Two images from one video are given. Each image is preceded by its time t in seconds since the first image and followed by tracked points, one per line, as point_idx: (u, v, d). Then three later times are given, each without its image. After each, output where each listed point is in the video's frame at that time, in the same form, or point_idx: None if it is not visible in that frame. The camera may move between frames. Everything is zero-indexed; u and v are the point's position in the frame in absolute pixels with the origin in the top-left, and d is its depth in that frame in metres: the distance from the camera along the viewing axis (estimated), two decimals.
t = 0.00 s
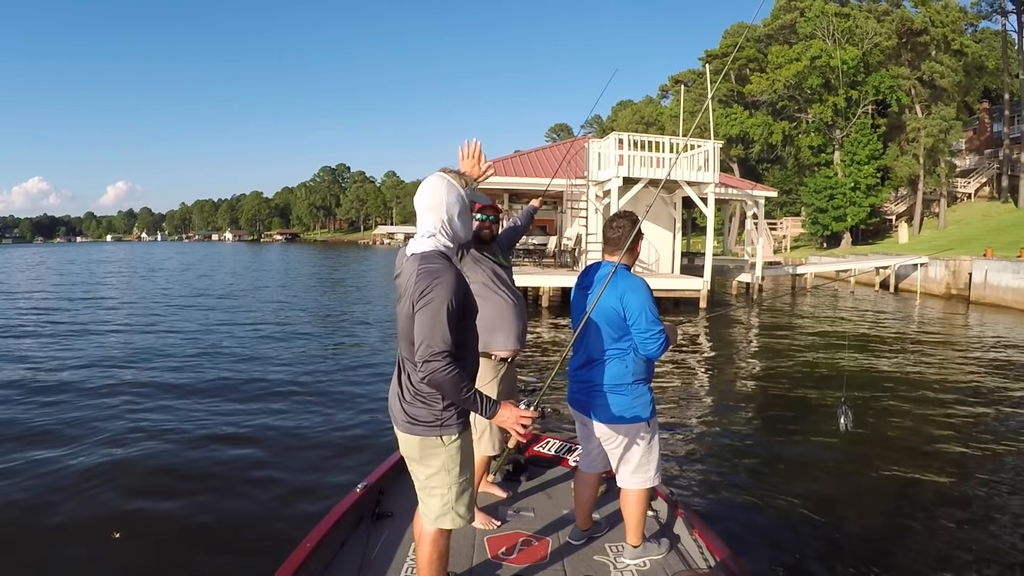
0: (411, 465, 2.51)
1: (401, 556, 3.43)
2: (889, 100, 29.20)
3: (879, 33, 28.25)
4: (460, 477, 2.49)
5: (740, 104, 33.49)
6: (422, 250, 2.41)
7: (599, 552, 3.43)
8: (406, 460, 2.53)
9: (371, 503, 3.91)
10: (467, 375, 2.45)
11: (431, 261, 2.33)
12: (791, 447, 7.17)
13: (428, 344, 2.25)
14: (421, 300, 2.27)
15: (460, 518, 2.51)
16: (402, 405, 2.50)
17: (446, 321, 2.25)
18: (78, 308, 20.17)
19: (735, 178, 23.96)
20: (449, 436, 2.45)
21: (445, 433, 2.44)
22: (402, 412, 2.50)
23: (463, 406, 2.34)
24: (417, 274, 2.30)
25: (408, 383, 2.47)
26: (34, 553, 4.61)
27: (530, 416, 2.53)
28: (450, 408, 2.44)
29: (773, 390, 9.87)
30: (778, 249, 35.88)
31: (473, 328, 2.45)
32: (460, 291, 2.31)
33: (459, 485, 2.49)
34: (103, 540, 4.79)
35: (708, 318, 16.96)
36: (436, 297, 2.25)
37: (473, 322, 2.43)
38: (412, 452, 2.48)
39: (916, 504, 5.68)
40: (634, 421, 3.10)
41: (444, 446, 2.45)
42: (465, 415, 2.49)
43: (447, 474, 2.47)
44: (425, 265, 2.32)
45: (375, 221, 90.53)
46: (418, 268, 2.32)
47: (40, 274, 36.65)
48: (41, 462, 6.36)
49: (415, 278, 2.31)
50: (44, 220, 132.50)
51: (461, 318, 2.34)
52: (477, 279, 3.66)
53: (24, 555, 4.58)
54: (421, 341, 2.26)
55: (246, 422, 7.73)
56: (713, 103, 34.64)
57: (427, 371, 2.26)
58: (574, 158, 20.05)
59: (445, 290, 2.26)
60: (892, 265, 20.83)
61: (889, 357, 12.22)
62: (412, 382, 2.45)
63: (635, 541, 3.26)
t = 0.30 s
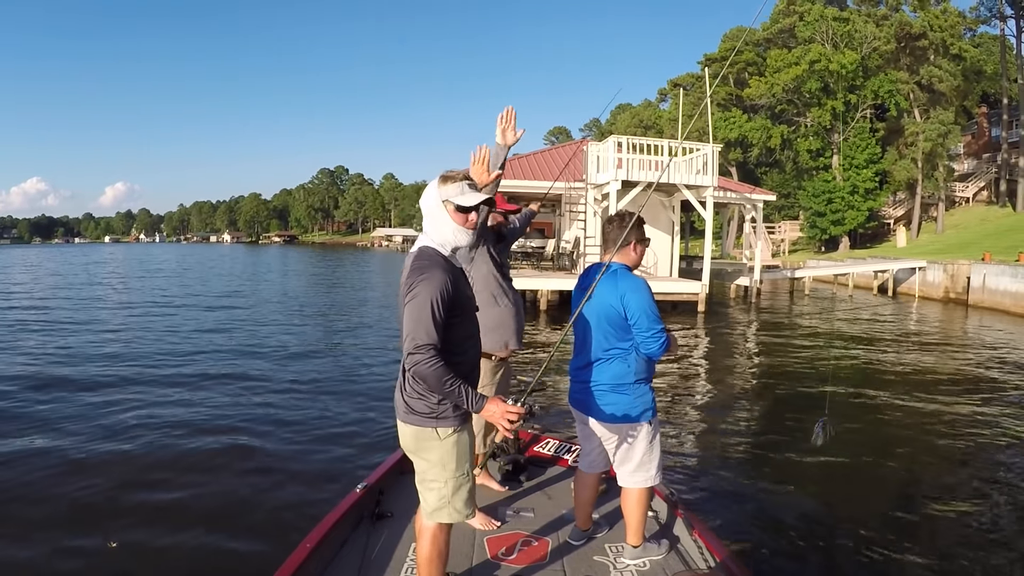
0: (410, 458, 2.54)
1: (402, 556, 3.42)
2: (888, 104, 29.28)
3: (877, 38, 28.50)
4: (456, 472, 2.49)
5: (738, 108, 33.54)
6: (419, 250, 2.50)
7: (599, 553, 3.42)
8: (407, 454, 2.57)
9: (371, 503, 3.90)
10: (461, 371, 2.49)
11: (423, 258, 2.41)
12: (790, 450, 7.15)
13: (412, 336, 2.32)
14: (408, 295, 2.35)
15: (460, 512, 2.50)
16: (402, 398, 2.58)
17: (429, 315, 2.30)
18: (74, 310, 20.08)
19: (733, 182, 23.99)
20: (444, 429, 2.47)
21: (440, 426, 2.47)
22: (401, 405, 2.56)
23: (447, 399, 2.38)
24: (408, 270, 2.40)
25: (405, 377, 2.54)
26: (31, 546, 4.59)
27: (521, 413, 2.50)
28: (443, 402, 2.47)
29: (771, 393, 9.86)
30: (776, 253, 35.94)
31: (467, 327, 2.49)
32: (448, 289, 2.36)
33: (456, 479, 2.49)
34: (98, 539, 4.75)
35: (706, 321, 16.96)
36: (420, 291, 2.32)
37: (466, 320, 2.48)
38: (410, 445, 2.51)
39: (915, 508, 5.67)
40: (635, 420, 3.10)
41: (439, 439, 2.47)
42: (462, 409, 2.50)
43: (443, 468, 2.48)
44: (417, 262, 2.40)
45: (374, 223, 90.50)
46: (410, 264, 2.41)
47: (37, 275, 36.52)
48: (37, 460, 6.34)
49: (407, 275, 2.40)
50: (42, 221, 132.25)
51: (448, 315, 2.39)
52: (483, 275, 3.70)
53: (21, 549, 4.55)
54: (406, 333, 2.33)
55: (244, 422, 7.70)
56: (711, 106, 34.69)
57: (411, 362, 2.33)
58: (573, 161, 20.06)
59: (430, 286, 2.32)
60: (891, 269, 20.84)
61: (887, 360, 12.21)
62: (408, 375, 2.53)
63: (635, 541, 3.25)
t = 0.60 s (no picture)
0: (401, 451, 2.58)
1: (402, 557, 3.38)
2: (884, 105, 29.33)
3: (872, 39, 28.62)
4: (440, 465, 2.49)
5: (735, 110, 33.59)
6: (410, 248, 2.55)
7: (600, 552, 3.38)
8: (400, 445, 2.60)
9: (371, 503, 3.86)
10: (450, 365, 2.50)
11: (410, 254, 2.45)
12: (790, 450, 7.13)
13: (394, 328, 2.36)
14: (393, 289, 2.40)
15: (447, 507, 2.49)
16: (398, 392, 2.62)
17: (410, 307, 2.34)
18: (71, 317, 19.99)
19: (729, 183, 24.00)
20: (427, 422, 2.47)
21: (423, 419, 2.47)
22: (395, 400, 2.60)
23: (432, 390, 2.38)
24: (395, 267, 2.46)
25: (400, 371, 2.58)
26: (27, 554, 4.54)
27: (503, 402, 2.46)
28: (430, 395, 2.47)
29: (770, 394, 9.84)
30: (774, 255, 35.98)
31: (455, 323, 2.52)
32: (431, 284, 2.40)
33: (441, 472, 2.49)
34: (95, 545, 4.70)
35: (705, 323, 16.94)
36: (400, 285, 2.36)
37: (453, 316, 2.50)
38: (398, 438, 2.55)
39: (917, 507, 5.65)
40: (634, 419, 3.07)
41: (422, 432, 2.48)
42: (448, 400, 2.49)
43: (427, 461, 2.49)
44: (404, 258, 2.45)
45: (371, 228, 90.45)
46: (398, 262, 2.46)
47: (34, 283, 36.39)
48: (33, 467, 6.28)
49: (395, 271, 2.46)
50: (40, 229, 132.02)
51: (431, 310, 2.43)
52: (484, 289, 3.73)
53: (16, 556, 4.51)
54: (390, 325, 2.38)
55: (241, 427, 7.67)
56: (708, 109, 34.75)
57: (395, 354, 2.36)
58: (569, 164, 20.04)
59: (410, 280, 2.36)
60: (889, 269, 20.84)
61: (886, 360, 12.19)
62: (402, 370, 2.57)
63: (635, 540, 3.21)
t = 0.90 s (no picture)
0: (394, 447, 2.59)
1: (401, 557, 3.38)
2: (882, 104, 29.34)
3: (870, 38, 28.62)
4: (427, 463, 2.49)
5: (733, 108, 33.59)
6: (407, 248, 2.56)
7: (599, 553, 3.38)
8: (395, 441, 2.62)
9: (371, 503, 3.87)
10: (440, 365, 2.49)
11: (405, 252, 2.46)
12: (789, 449, 7.14)
13: (385, 324, 2.37)
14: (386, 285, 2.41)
15: (434, 507, 2.48)
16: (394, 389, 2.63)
17: (400, 304, 2.34)
18: (69, 316, 19.94)
19: (727, 182, 24.00)
20: (414, 419, 2.47)
21: (410, 417, 2.47)
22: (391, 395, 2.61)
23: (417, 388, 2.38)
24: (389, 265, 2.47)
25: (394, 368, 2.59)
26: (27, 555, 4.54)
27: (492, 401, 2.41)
28: (419, 392, 2.46)
29: (769, 393, 9.86)
30: (772, 254, 36.02)
31: (446, 323, 2.51)
32: (422, 283, 2.40)
33: (428, 471, 2.49)
34: (91, 548, 4.69)
35: (703, 322, 16.96)
36: (392, 282, 2.37)
37: (444, 315, 2.50)
38: (391, 434, 2.57)
39: (916, 506, 5.64)
40: (635, 420, 3.07)
41: (410, 429, 2.48)
42: (437, 399, 2.48)
43: (414, 459, 2.49)
44: (399, 256, 2.46)
45: (369, 227, 90.33)
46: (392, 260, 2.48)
47: (31, 282, 36.30)
48: (31, 468, 6.29)
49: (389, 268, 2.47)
50: (38, 228, 131.64)
51: (421, 308, 2.42)
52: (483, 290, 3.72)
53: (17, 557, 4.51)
54: (382, 320, 2.39)
55: (240, 426, 7.67)
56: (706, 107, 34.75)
57: (384, 350, 2.37)
58: (567, 162, 20.02)
59: (402, 278, 2.37)
60: (887, 268, 20.85)
61: (884, 359, 12.21)
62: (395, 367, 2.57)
63: (635, 541, 3.21)
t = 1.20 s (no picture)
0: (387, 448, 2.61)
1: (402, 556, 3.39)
2: (880, 93, 29.25)
3: (869, 26, 28.52)
4: (415, 467, 2.49)
5: (730, 97, 33.50)
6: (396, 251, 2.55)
7: (600, 552, 3.40)
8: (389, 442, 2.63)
9: (371, 502, 3.88)
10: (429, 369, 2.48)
11: (391, 258, 2.46)
12: (787, 439, 7.18)
13: (371, 330, 2.39)
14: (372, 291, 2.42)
15: (423, 511, 2.48)
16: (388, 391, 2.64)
17: (385, 311, 2.35)
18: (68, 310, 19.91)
19: (726, 172, 23.97)
20: (403, 422, 2.48)
21: (399, 419, 2.48)
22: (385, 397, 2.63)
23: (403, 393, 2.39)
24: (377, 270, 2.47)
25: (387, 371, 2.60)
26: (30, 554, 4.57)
27: (478, 407, 2.39)
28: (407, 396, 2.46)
29: (767, 383, 9.89)
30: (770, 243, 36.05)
31: (435, 328, 2.49)
32: (406, 287, 2.38)
33: (417, 474, 2.49)
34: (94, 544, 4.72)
35: (701, 312, 16.99)
36: (376, 288, 2.37)
37: (433, 319, 2.48)
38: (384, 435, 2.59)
39: (916, 498, 5.65)
40: (641, 416, 3.08)
41: (399, 432, 2.49)
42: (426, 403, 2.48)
43: (403, 462, 2.50)
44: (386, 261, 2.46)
45: (367, 218, 90.16)
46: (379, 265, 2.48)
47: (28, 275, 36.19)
48: (33, 464, 6.31)
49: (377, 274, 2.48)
50: (35, 222, 131.14)
51: (408, 313, 2.42)
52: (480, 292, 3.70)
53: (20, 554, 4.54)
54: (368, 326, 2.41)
55: (240, 420, 7.70)
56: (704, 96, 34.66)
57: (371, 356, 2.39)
58: (565, 153, 19.96)
59: (387, 283, 2.37)
60: (885, 257, 20.87)
61: (882, 349, 12.26)
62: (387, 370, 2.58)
63: (635, 540, 3.23)
